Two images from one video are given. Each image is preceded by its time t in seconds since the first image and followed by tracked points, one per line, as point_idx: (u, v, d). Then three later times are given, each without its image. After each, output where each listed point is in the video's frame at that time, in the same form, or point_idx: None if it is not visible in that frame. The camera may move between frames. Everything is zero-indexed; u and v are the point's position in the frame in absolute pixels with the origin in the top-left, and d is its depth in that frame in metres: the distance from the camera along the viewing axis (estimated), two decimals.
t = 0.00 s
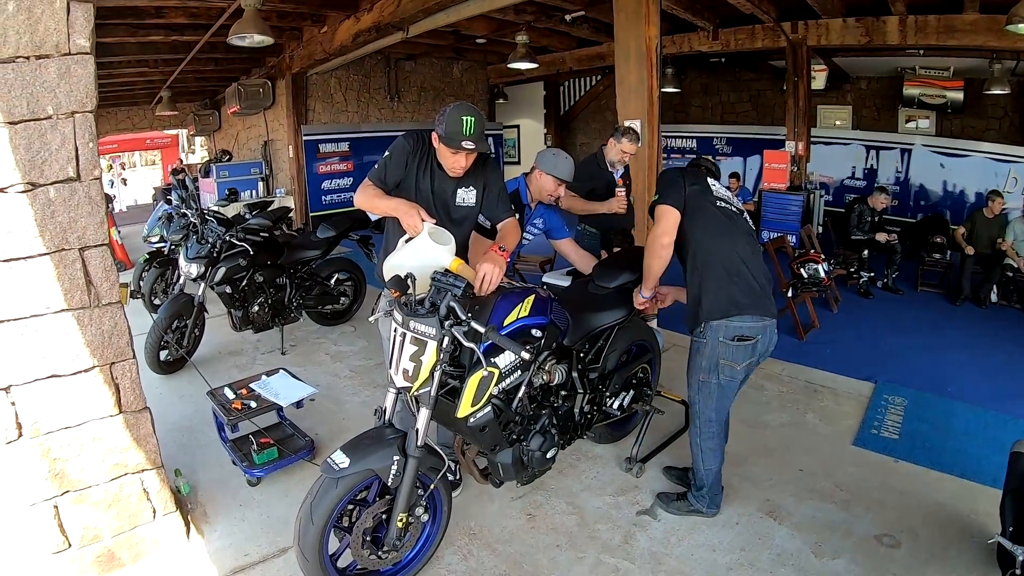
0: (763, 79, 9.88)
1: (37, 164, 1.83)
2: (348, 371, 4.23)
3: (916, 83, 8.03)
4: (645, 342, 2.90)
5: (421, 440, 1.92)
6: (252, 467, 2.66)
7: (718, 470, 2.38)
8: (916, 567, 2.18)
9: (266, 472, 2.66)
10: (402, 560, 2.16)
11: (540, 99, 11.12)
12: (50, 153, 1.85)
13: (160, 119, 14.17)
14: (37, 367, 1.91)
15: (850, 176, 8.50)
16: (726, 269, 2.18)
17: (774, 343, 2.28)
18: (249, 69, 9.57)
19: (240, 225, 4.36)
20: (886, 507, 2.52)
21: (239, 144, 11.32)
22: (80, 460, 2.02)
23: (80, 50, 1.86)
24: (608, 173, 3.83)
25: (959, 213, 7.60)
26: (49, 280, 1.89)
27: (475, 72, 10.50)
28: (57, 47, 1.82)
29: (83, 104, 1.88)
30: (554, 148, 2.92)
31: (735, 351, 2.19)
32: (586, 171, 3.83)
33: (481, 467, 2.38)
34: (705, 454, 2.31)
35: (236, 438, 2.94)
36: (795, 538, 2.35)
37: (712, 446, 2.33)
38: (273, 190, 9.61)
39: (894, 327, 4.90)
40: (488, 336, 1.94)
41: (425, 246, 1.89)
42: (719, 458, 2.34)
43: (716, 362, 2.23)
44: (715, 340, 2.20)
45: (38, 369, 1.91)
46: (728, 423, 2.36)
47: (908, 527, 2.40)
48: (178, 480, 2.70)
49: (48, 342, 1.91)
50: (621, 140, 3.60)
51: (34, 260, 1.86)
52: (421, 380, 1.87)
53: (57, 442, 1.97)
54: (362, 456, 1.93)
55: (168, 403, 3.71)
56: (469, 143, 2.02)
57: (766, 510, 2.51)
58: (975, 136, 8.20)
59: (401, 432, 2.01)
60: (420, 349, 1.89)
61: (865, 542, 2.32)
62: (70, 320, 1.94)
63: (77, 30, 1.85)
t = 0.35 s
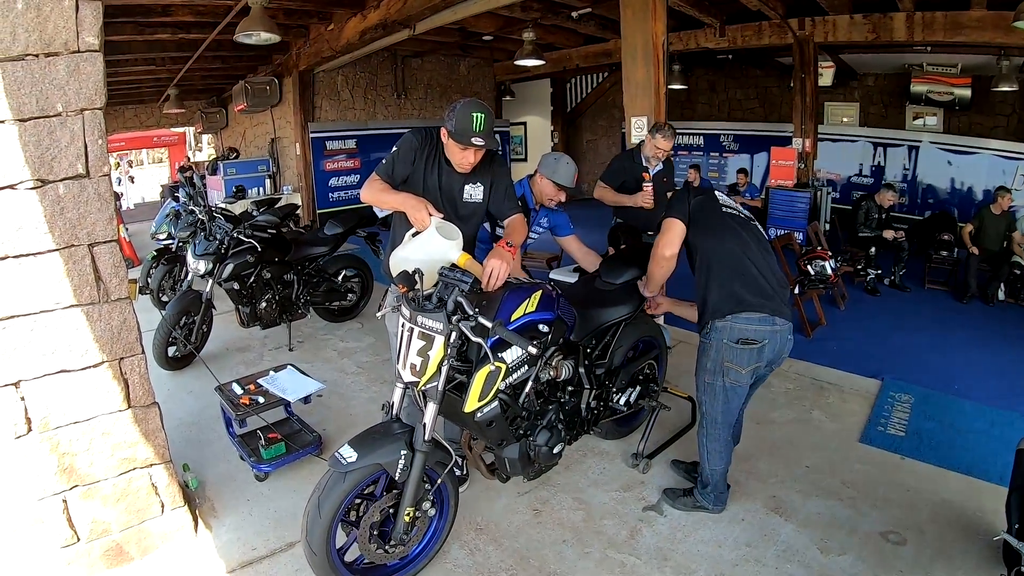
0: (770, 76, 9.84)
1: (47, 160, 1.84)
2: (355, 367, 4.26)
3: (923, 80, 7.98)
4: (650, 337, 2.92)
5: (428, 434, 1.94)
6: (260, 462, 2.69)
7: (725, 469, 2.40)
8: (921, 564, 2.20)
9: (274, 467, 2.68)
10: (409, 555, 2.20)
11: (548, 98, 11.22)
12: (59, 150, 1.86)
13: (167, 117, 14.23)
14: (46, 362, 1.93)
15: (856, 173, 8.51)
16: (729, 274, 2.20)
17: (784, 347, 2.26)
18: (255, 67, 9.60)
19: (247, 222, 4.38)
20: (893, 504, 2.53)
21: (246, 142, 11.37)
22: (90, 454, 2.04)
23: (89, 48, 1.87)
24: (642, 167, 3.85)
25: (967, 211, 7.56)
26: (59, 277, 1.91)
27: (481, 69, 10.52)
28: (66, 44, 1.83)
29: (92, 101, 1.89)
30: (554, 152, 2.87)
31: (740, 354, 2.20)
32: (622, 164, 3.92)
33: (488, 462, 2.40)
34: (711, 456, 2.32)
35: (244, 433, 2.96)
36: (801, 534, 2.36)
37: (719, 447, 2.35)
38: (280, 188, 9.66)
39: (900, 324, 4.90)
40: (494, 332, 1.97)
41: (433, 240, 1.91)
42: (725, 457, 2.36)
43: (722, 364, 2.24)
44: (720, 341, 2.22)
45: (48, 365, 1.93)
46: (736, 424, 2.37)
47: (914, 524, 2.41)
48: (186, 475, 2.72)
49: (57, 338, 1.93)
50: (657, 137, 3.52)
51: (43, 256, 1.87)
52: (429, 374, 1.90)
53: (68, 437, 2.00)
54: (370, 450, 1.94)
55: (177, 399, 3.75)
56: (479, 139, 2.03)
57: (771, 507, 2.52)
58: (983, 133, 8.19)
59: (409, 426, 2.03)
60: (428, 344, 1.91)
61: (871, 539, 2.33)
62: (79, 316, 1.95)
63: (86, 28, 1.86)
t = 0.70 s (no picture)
0: (774, 73, 9.82)
1: (51, 162, 1.86)
2: (359, 366, 4.27)
3: (927, 77, 8.04)
4: (653, 336, 2.92)
5: (432, 433, 1.95)
6: (265, 461, 2.71)
7: (731, 469, 2.40)
8: (926, 562, 2.20)
9: (278, 466, 2.70)
10: (413, 554, 2.20)
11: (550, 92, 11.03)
12: (63, 151, 1.87)
13: (171, 117, 14.26)
14: (51, 363, 1.94)
15: (860, 171, 8.49)
16: (735, 276, 2.20)
17: (794, 348, 2.26)
18: (259, 67, 9.62)
19: (251, 222, 4.39)
20: (897, 503, 2.53)
21: (250, 142, 11.39)
22: (95, 453, 2.06)
23: (92, 49, 1.88)
24: (656, 169, 3.78)
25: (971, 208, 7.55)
26: (63, 278, 1.92)
27: (484, 68, 10.52)
28: (69, 46, 1.84)
29: (96, 102, 1.90)
30: (554, 158, 2.78)
31: (751, 355, 2.19)
32: (636, 165, 3.87)
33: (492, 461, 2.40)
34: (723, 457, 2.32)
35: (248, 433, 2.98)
36: (805, 532, 2.37)
37: (729, 448, 2.35)
38: (284, 187, 9.68)
39: (905, 322, 4.89)
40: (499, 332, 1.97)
41: (436, 236, 1.89)
42: (733, 457, 2.36)
43: (733, 366, 2.23)
44: (730, 343, 2.21)
45: (53, 365, 1.94)
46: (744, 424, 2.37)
47: (918, 522, 2.41)
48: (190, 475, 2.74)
49: (62, 338, 1.95)
50: (670, 137, 3.32)
51: (48, 257, 1.89)
52: (433, 373, 1.90)
53: (73, 436, 2.01)
54: (374, 450, 1.95)
55: (182, 399, 3.77)
56: (485, 138, 2.04)
57: (775, 505, 2.53)
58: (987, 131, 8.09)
59: (412, 426, 2.04)
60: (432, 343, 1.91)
61: (875, 537, 2.33)
62: (83, 316, 1.97)
63: (88, 30, 1.87)
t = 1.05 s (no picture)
0: (776, 73, 9.80)
1: (53, 164, 1.86)
2: (361, 367, 4.27)
3: (929, 76, 8.03)
4: (656, 337, 2.91)
5: (434, 434, 1.94)
6: (267, 462, 2.71)
7: (733, 469, 2.40)
8: (929, 562, 2.19)
9: (281, 468, 2.70)
10: (416, 555, 2.20)
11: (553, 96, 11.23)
12: (65, 153, 1.87)
13: (173, 119, 14.28)
14: (53, 365, 1.94)
15: (863, 171, 8.47)
16: (733, 277, 2.20)
17: (793, 347, 2.26)
18: (260, 68, 9.63)
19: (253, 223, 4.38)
20: (900, 503, 2.52)
21: (252, 143, 11.40)
22: (97, 455, 2.06)
23: (94, 51, 1.88)
24: (667, 169, 3.75)
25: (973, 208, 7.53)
26: (66, 280, 1.92)
27: (486, 69, 10.53)
28: (71, 48, 1.85)
29: (98, 104, 1.90)
30: (551, 157, 2.79)
31: (751, 355, 2.19)
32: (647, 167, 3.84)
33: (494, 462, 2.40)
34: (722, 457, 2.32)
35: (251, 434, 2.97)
36: (808, 533, 2.36)
37: (729, 448, 2.34)
38: (286, 189, 9.68)
39: (907, 322, 4.88)
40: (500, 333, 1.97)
41: (438, 235, 1.88)
42: (734, 457, 2.35)
43: (733, 367, 2.23)
44: (730, 344, 2.20)
45: (55, 367, 1.94)
46: (745, 424, 2.37)
47: (922, 522, 2.40)
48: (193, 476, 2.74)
49: (64, 340, 1.95)
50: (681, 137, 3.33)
51: (50, 258, 1.89)
52: (435, 374, 1.90)
53: (75, 438, 2.01)
54: (377, 451, 1.95)
55: (185, 400, 3.77)
56: (490, 139, 2.04)
57: (778, 505, 2.52)
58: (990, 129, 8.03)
59: (415, 427, 2.04)
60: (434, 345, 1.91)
61: (878, 537, 2.33)
62: (86, 318, 1.97)
63: (91, 32, 1.87)
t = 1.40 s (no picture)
0: (778, 73, 9.78)
1: (54, 164, 1.85)
2: (363, 368, 4.26)
3: (931, 76, 8.01)
4: (658, 337, 2.90)
5: (436, 435, 1.93)
6: (269, 463, 2.69)
7: (734, 469, 2.39)
8: (932, 563, 2.18)
9: (282, 468, 2.69)
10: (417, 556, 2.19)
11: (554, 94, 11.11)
12: (67, 153, 1.86)
13: (175, 119, 14.28)
14: (55, 365, 1.93)
15: (865, 171, 8.45)
16: (734, 277, 2.18)
17: (794, 347, 2.24)
18: (262, 69, 9.64)
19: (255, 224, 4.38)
20: (903, 503, 2.51)
21: (254, 144, 11.40)
22: (98, 456, 2.05)
23: (96, 52, 1.88)
24: (690, 168, 3.68)
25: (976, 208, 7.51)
26: (67, 280, 1.91)
27: (488, 69, 10.52)
28: (72, 48, 1.84)
29: (99, 104, 1.89)
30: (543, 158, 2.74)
31: (752, 355, 2.17)
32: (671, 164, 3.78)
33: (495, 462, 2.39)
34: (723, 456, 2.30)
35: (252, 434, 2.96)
36: (811, 534, 2.35)
37: (730, 448, 2.33)
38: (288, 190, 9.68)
39: (910, 322, 4.86)
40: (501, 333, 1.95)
41: (439, 235, 1.87)
42: (735, 457, 2.34)
43: (733, 367, 2.21)
44: (730, 344, 2.19)
45: (57, 367, 1.93)
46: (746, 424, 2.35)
47: (925, 523, 2.39)
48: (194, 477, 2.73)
49: (65, 340, 1.94)
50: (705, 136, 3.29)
51: (52, 259, 1.88)
52: (436, 375, 1.89)
53: (77, 439, 2.01)
54: (378, 452, 1.94)
55: (186, 401, 3.77)
56: (497, 142, 2.03)
57: (781, 506, 2.51)
58: (993, 129, 7.99)
59: (416, 428, 2.02)
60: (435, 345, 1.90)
61: (881, 538, 2.32)
62: (87, 318, 1.96)
63: (92, 32, 1.86)
